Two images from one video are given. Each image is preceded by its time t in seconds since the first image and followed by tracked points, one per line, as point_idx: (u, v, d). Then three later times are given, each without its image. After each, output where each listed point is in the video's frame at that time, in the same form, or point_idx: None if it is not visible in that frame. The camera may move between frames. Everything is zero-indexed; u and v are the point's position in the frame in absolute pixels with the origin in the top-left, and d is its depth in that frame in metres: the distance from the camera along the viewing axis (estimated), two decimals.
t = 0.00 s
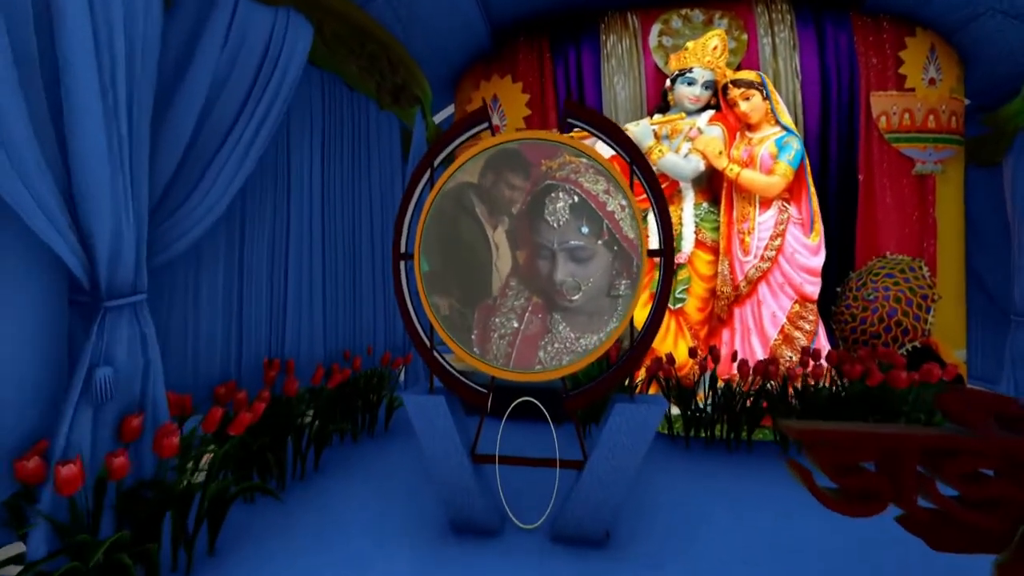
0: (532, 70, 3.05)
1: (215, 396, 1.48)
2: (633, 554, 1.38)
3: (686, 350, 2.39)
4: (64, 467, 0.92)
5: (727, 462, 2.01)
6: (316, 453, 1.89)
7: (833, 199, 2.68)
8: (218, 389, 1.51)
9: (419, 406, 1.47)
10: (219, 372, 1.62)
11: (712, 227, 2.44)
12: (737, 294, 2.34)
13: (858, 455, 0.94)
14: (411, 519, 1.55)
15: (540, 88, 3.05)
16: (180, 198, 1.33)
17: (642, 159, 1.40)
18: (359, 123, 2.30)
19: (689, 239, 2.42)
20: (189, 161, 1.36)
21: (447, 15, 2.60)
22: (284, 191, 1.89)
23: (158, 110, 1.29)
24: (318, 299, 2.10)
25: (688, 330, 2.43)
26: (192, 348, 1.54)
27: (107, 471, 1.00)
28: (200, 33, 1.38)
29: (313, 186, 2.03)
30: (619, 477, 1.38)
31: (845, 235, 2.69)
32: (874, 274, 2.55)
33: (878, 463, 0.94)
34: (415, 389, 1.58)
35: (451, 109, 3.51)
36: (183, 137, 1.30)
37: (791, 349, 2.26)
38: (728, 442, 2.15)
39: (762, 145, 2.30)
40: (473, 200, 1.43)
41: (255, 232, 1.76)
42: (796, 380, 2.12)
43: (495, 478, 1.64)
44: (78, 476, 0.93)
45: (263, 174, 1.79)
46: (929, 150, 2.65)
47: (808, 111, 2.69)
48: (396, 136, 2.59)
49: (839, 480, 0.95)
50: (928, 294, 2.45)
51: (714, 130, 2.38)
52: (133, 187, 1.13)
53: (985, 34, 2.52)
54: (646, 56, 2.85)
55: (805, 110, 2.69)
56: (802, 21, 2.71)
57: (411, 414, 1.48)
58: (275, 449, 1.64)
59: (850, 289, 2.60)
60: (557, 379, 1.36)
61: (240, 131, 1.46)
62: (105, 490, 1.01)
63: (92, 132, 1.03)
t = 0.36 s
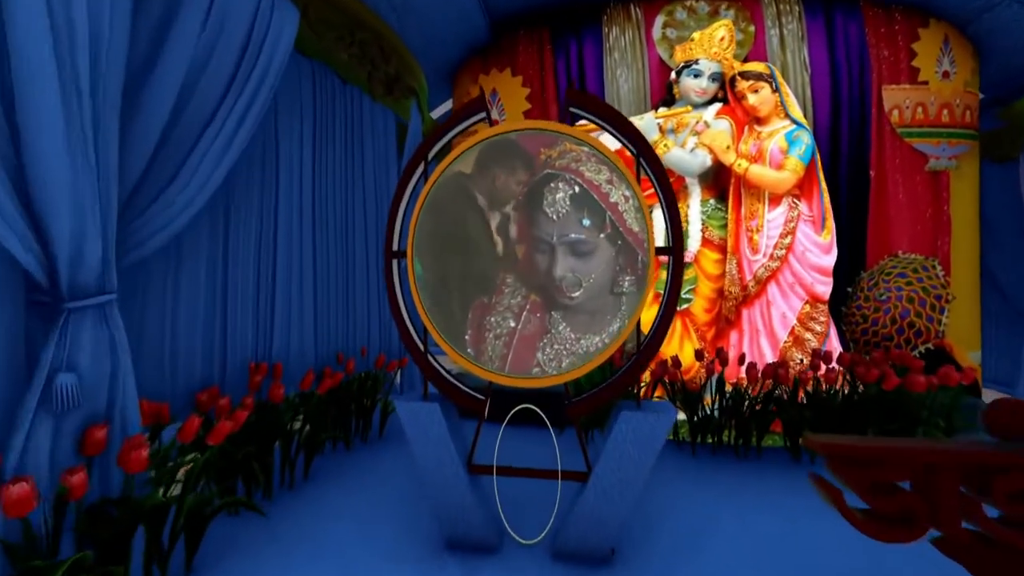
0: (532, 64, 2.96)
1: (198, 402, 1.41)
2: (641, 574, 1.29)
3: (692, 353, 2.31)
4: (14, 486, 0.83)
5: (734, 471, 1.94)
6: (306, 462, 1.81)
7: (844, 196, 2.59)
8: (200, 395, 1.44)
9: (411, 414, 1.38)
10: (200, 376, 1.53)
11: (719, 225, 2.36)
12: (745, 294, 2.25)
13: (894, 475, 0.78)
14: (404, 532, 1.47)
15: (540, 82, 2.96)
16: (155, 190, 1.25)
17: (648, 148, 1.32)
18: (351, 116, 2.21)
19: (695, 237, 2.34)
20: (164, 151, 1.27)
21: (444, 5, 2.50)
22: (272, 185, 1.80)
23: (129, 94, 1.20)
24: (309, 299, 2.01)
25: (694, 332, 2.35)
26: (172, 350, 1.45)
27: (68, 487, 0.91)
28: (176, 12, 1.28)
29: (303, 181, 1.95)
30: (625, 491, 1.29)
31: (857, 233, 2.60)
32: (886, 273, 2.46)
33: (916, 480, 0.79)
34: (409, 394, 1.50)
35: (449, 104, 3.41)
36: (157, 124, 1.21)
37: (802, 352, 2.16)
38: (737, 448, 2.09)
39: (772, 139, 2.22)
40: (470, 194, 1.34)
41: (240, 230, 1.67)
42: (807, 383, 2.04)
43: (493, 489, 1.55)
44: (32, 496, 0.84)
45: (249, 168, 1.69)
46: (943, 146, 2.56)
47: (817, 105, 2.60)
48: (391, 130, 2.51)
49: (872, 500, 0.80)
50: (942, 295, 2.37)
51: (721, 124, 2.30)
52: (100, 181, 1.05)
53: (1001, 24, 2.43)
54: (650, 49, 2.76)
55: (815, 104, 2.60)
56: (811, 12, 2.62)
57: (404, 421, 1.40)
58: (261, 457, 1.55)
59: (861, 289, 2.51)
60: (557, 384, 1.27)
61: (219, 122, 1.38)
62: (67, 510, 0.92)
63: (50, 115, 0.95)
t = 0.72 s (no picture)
0: (532, 57, 2.87)
1: (180, 410, 1.34)
2: None
3: (698, 356, 2.23)
4: None
5: (743, 482, 1.85)
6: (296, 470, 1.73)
7: (854, 193, 2.51)
8: (180, 402, 1.36)
9: (403, 421, 1.31)
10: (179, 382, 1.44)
11: (726, 222, 2.26)
12: (754, 295, 2.17)
13: (937, 498, 0.70)
14: (396, 547, 1.39)
15: (541, 76, 2.88)
16: (124, 185, 1.17)
17: (653, 136, 1.23)
18: (342, 109, 2.12)
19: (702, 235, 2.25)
20: (133, 145, 1.19)
21: None
22: (258, 180, 1.71)
23: (96, 83, 1.12)
24: (298, 300, 1.92)
25: (701, 334, 2.27)
26: (148, 354, 1.37)
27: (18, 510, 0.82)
28: None
29: (292, 177, 1.86)
30: (631, 505, 1.21)
31: (867, 232, 2.52)
32: (899, 273, 2.38)
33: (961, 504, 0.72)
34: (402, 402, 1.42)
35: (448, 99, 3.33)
36: (126, 114, 1.13)
37: (814, 354, 2.08)
38: (745, 455, 2.03)
39: (782, 133, 2.13)
40: (464, 186, 1.25)
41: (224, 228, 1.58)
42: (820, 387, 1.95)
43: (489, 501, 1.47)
44: None
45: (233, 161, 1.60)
46: (958, 141, 2.46)
47: (827, 99, 2.51)
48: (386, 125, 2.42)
49: (912, 526, 0.72)
50: (957, 295, 2.29)
51: (729, 117, 2.21)
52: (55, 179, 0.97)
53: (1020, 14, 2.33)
54: (654, 41, 2.66)
55: (825, 98, 2.52)
56: (821, 2, 2.53)
57: (395, 431, 1.32)
58: (245, 467, 1.47)
59: (873, 289, 2.42)
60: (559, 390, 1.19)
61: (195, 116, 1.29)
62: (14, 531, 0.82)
63: None
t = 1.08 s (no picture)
0: (532, 49, 2.79)
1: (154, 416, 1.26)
2: None
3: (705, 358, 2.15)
4: None
5: (754, 491, 1.77)
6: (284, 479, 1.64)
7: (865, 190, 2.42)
8: (155, 410, 1.27)
9: (394, 431, 1.23)
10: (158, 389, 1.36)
11: (735, 219, 2.19)
12: (763, 295, 2.08)
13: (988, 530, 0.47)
14: (388, 561, 1.30)
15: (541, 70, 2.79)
16: (90, 181, 1.09)
17: (663, 125, 1.15)
18: (333, 102, 2.04)
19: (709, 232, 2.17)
20: (99, 136, 1.11)
21: None
22: (243, 176, 1.62)
23: (56, 69, 1.04)
24: (287, 301, 1.84)
25: (708, 335, 2.19)
26: (123, 360, 1.29)
27: None
28: None
29: (280, 173, 1.78)
30: (638, 521, 1.13)
31: (879, 230, 2.44)
32: (913, 272, 2.28)
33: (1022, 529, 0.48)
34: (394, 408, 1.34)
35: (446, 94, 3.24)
36: (90, 102, 1.05)
37: (826, 357, 1.99)
38: (754, 462, 1.94)
39: (792, 127, 2.04)
40: (460, 179, 1.17)
41: (205, 226, 1.49)
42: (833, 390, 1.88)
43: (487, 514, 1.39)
44: None
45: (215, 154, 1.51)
46: (973, 136, 2.37)
47: (837, 93, 2.43)
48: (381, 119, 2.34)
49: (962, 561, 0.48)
50: (973, 294, 2.20)
51: (737, 111, 2.14)
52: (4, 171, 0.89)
53: None
54: (658, 32, 2.58)
55: (835, 92, 2.44)
56: None
57: (386, 441, 1.24)
58: (225, 479, 1.38)
59: (886, 289, 2.33)
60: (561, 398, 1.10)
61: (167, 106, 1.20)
62: None
63: None
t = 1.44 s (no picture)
0: (532, 41, 2.70)
1: (127, 425, 1.19)
2: None
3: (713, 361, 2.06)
4: None
5: (766, 500, 1.68)
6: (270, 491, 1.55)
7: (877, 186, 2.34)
8: (130, 419, 1.20)
9: (384, 442, 1.14)
10: (133, 398, 1.28)
11: (744, 216, 2.13)
12: (774, 295, 2.00)
13: None
14: None
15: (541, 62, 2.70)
16: (47, 176, 1.02)
17: (674, 112, 1.06)
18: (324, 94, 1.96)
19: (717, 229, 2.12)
20: (62, 124, 1.03)
21: None
22: (227, 171, 1.53)
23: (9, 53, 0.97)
24: (275, 302, 1.75)
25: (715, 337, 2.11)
26: (93, 368, 1.21)
27: None
28: None
29: (268, 168, 1.70)
30: (647, 540, 1.05)
31: (892, 227, 2.35)
32: (927, 271, 2.20)
33: None
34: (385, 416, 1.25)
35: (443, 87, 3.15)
36: (53, 90, 0.97)
37: (839, 360, 1.90)
38: (765, 471, 1.85)
39: (804, 120, 1.95)
40: (455, 172, 1.09)
41: (184, 224, 1.41)
42: (848, 394, 1.79)
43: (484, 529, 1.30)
44: None
45: (197, 148, 1.43)
46: (990, 130, 2.29)
47: (848, 85, 2.35)
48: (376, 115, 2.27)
49: None
50: (989, 295, 2.15)
51: (746, 103, 2.04)
52: None
53: None
54: (662, 23, 2.49)
55: (846, 85, 2.36)
56: None
57: (374, 453, 1.15)
58: (204, 491, 1.30)
59: (899, 288, 2.24)
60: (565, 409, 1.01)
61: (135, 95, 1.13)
62: None
63: None
